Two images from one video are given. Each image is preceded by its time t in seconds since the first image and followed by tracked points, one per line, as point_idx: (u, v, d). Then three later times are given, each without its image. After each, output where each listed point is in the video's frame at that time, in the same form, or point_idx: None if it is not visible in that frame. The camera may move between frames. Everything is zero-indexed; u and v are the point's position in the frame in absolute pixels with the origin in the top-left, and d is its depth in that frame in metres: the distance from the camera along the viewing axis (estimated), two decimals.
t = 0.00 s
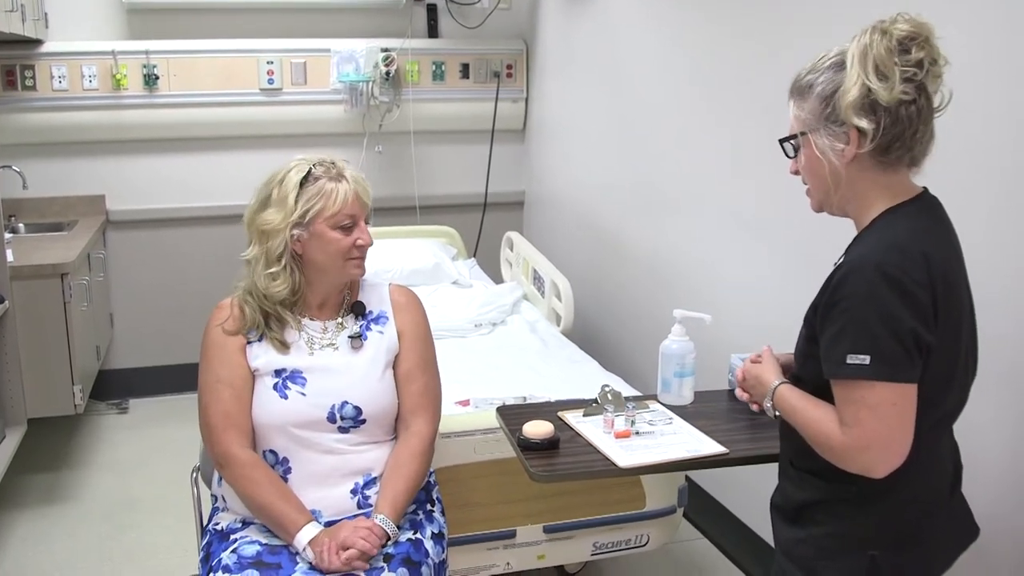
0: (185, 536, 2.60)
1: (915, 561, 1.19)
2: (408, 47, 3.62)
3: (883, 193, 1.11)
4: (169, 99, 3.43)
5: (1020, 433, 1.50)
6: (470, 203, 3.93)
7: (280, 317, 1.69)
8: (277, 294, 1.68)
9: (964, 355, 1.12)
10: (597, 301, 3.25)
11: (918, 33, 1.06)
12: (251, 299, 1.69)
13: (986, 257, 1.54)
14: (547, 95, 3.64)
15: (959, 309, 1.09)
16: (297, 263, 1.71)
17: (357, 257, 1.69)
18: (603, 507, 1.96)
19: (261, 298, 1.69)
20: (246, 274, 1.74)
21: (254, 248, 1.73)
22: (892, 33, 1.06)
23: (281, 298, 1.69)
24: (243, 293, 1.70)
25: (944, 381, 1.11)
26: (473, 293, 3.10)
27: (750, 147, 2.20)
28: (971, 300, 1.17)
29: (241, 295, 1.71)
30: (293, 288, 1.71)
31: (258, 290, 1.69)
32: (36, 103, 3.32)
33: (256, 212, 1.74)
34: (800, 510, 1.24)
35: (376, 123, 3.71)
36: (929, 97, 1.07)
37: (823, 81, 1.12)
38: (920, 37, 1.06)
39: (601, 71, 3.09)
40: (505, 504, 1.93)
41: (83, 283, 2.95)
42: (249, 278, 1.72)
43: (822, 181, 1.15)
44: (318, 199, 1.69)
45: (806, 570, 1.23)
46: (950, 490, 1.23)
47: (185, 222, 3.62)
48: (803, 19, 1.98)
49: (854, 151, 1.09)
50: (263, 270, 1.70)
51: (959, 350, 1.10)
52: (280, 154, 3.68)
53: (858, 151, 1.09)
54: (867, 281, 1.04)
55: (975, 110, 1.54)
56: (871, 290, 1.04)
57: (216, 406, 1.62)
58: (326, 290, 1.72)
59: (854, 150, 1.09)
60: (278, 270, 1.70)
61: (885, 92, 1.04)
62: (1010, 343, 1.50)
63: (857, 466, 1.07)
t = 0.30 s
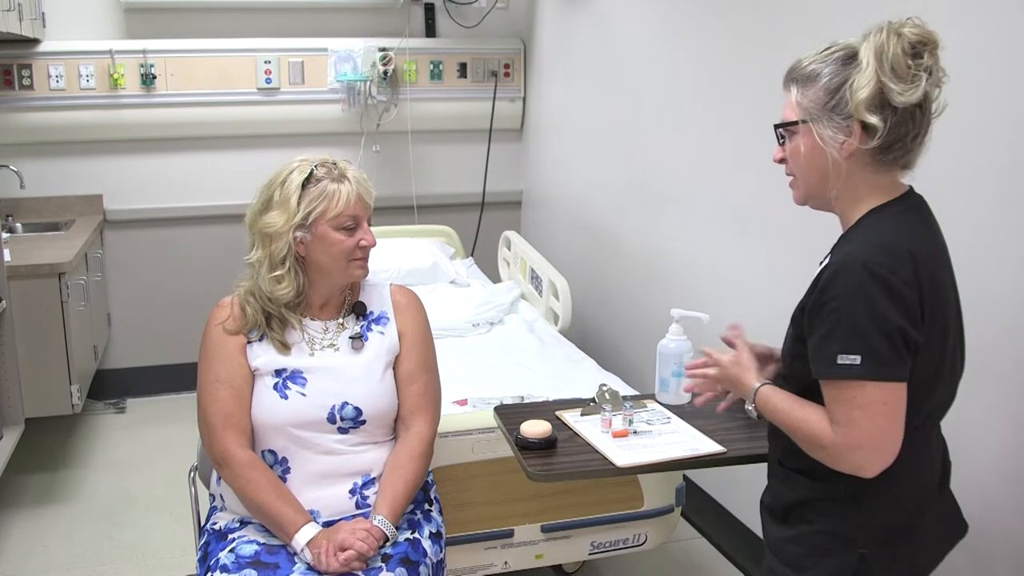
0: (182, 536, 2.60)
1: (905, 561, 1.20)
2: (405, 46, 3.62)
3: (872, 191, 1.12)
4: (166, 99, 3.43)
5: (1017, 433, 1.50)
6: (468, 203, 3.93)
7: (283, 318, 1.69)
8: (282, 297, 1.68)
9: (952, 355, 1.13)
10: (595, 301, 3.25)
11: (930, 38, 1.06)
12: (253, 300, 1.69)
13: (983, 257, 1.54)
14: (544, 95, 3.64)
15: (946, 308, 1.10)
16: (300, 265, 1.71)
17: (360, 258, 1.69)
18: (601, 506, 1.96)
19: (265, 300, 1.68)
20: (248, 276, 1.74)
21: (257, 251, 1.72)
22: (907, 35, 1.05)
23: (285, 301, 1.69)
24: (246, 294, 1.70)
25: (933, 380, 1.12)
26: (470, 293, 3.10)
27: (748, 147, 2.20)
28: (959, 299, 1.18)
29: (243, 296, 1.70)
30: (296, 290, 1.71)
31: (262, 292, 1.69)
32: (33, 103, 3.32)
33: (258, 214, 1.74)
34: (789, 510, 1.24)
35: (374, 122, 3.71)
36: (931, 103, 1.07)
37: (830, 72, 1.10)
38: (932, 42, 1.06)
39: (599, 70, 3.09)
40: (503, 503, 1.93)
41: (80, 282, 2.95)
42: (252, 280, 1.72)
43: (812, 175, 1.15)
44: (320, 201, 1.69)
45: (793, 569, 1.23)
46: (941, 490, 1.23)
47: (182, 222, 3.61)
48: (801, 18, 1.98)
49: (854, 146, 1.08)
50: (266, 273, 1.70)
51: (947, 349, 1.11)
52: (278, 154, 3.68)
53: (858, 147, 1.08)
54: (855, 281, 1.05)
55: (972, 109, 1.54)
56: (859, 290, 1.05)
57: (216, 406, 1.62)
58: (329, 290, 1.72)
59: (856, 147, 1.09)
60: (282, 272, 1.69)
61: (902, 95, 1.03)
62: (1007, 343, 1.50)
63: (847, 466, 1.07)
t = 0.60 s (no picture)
0: (179, 536, 2.59)
1: (889, 560, 1.21)
2: (403, 45, 3.62)
3: (853, 192, 1.12)
4: (164, 98, 3.43)
5: (1015, 433, 1.50)
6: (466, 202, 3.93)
7: (281, 320, 1.69)
8: (279, 299, 1.68)
9: (933, 353, 1.13)
10: (593, 300, 3.25)
11: (911, 35, 1.05)
12: (251, 301, 1.69)
13: (982, 257, 1.55)
14: (542, 94, 3.64)
15: (927, 306, 1.10)
16: (296, 266, 1.71)
17: (357, 257, 1.69)
18: (598, 506, 1.96)
19: (262, 302, 1.68)
20: (245, 278, 1.74)
21: (254, 254, 1.72)
22: (886, 32, 1.05)
23: (282, 302, 1.69)
24: (243, 296, 1.70)
25: (914, 378, 1.12)
26: (468, 292, 3.11)
27: (746, 146, 2.20)
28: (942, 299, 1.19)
29: (239, 298, 1.70)
30: (294, 291, 1.71)
31: (259, 294, 1.69)
32: (30, 102, 3.31)
33: (253, 216, 1.74)
34: (776, 509, 1.24)
35: (371, 122, 3.71)
36: (914, 100, 1.07)
37: (812, 72, 1.10)
38: (913, 39, 1.06)
39: (597, 70, 3.09)
40: (501, 503, 1.93)
41: (78, 282, 2.95)
42: (248, 282, 1.72)
43: (796, 174, 1.15)
44: (315, 201, 1.69)
45: (778, 567, 1.23)
46: (930, 490, 1.24)
47: (181, 221, 3.61)
48: (800, 18, 1.98)
49: (836, 145, 1.09)
50: (263, 275, 1.70)
51: (927, 347, 1.11)
52: (276, 153, 3.68)
53: (840, 146, 1.08)
54: (834, 280, 1.05)
55: (970, 109, 1.54)
56: (839, 288, 1.05)
57: (214, 407, 1.62)
58: (327, 290, 1.72)
59: (839, 147, 1.09)
60: (278, 274, 1.69)
61: (882, 93, 1.03)
62: (1006, 343, 1.50)
63: (832, 464, 1.07)
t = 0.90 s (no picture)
0: (177, 535, 2.59)
1: (878, 559, 1.20)
2: (401, 45, 3.62)
3: (836, 188, 1.12)
4: (162, 97, 3.43)
5: (1015, 432, 1.50)
6: (464, 201, 3.93)
7: (278, 320, 1.69)
8: (276, 298, 1.68)
9: (914, 352, 1.13)
10: (591, 300, 3.25)
11: (885, 28, 1.05)
12: (248, 302, 1.68)
13: (979, 256, 1.55)
14: (540, 94, 3.64)
15: (908, 305, 1.10)
16: (293, 265, 1.71)
17: (353, 251, 1.70)
18: (597, 505, 1.96)
19: (260, 303, 1.68)
20: (241, 280, 1.74)
21: (248, 255, 1.72)
22: (859, 27, 1.04)
23: (279, 301, 1.68)
24: (239, 297, 1.69)
25: (894, 376, 1.12)
26: (466, 291, 3.11)
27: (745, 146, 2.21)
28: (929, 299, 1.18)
29: (236, 299, 1.69)
30: (291, 290, 1.71)
31: (256, 294, 1.68)
32: (28, 101, 3.31)
33: (247, 217, 1.73)
34: (766, 506, 1.24)
35: (370, 121, 3.70)
36: (891, 93, 1.07)
37: (787, 73, 1.11)
38: (887, 32, 1.05)
39: (595, 70, 3.09)
40: (500, 503, 1.93)
41: (76, 281, 2.95)
42: (245, 283, 1.71)
43: (782, 174, 1.15)
44: (307, 197, 1.70)
45: (765, 563, 1.23)
46: (924, 490, 1.24)
47: (179, 221, 3.61)
48: (798, 18, 1.98)
49: (816, 144, 1.09)
50: (259, 275, 1.70)
51: (908, 346, 1.11)
52: (275, 152, 3.68)
53: (819, 145, 1.09)
54: (808, 277, 1.05)
55: (969, 109, 1.54)
56: (813, 285, 1.05)
57: (212, 407, 1.62)
58: (323, 287, 1.72)
59: (820, 145, 1.09)
60: (275, 273, 1.69)
61: (856, 90, 1.03)
62: (1005, 342, 1.50)
63: (800, 459, 1.08)
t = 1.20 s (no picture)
0: (176, 535, 2.59)
1: (882, 558, 1.20)
2: (400, 45, 3.62)
3: (821, 190, 1.12)
4: (161, 97, 3.43)
5: (1015, 432, 1.50)
6: (463, 201, 3.93)
7: (270, 315, 1.69)
8: (265, 292, 1.68)
9: (910, 351, 1.12)
10: (590, 299, 3.25)
11: (836, 30, 1.07)
12: (242, 299, 1.68)
13: (979, 256, 1.55)
14: (539, 94, 3.64)
15: (902, 304, 1.09)
16: (285, 260, 1.71)
17: (344, 249, 1.69)
18: (596, 505, 1.96)
19: (252, 298, 1.68)
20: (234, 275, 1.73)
21: (240, 248, 1.72)
22: (809, 33, 1.07)
23: (269, 296, 1.69)
24: (232, 294, 1.70)
25: (890, 376, 1.11)
26: (465, 291, 3.10)
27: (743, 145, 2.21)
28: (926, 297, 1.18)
29: (230, 296, 1.70)
30: (281, 285, 1.70)
31: (247, 289, 1.68)
32: (26, 101, 3.31)
33: (242, 211, 1.74)
34: (770, 506, 1.24)
35: (369, 121, 3.70)
36: (854, 91, 1.07)
37: (750, 89, 1.13)
38: (839, 33, 1.07)
39: (594, 70, 3.09)
40: (499, 502, 1.93)
41: (75, 281, 2.95)
42: (237, 278, 1.71)
43: (767, 185, 1.16)
44: (301, 193, 1.69)
45: (770, 563, 1.23)
46: (928, 487, 1.24)
47: (178, 221, 3.61)
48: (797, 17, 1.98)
49: (790, 155, 1.10)
50: (250, 268, 1.70)
51: (903, 345, 1.10)
52: (274, 151, 3.67)
53: (793, 154, 1.09)
54: (799, 282, 1.05)
55: (968, 108, 1.54)
56: (804, 291, 1.05)
57: (208, 406, 1.62)
58: (314, 284, 1.72)
59: (790, 154, 1.10)
60: (265, 266, 1.69)
61: (805, 95, 1.05)
62: (1005, 342, 1.50)
63: (803, 465, 1.09)
